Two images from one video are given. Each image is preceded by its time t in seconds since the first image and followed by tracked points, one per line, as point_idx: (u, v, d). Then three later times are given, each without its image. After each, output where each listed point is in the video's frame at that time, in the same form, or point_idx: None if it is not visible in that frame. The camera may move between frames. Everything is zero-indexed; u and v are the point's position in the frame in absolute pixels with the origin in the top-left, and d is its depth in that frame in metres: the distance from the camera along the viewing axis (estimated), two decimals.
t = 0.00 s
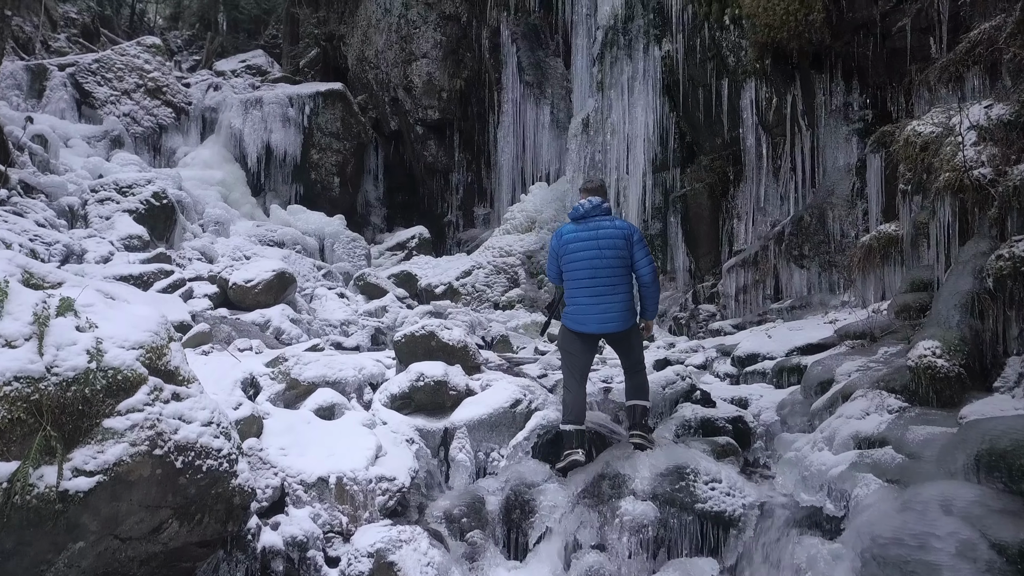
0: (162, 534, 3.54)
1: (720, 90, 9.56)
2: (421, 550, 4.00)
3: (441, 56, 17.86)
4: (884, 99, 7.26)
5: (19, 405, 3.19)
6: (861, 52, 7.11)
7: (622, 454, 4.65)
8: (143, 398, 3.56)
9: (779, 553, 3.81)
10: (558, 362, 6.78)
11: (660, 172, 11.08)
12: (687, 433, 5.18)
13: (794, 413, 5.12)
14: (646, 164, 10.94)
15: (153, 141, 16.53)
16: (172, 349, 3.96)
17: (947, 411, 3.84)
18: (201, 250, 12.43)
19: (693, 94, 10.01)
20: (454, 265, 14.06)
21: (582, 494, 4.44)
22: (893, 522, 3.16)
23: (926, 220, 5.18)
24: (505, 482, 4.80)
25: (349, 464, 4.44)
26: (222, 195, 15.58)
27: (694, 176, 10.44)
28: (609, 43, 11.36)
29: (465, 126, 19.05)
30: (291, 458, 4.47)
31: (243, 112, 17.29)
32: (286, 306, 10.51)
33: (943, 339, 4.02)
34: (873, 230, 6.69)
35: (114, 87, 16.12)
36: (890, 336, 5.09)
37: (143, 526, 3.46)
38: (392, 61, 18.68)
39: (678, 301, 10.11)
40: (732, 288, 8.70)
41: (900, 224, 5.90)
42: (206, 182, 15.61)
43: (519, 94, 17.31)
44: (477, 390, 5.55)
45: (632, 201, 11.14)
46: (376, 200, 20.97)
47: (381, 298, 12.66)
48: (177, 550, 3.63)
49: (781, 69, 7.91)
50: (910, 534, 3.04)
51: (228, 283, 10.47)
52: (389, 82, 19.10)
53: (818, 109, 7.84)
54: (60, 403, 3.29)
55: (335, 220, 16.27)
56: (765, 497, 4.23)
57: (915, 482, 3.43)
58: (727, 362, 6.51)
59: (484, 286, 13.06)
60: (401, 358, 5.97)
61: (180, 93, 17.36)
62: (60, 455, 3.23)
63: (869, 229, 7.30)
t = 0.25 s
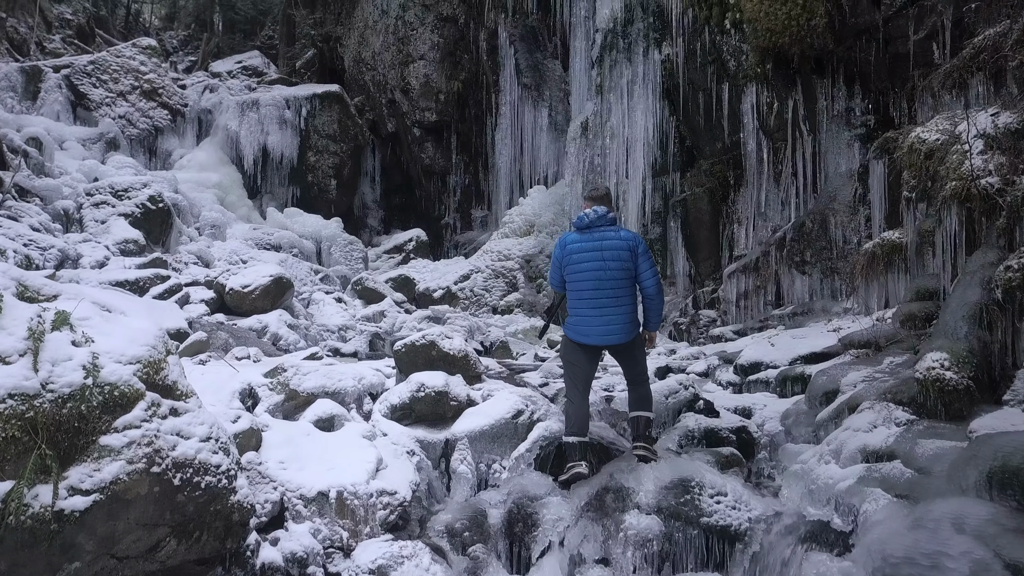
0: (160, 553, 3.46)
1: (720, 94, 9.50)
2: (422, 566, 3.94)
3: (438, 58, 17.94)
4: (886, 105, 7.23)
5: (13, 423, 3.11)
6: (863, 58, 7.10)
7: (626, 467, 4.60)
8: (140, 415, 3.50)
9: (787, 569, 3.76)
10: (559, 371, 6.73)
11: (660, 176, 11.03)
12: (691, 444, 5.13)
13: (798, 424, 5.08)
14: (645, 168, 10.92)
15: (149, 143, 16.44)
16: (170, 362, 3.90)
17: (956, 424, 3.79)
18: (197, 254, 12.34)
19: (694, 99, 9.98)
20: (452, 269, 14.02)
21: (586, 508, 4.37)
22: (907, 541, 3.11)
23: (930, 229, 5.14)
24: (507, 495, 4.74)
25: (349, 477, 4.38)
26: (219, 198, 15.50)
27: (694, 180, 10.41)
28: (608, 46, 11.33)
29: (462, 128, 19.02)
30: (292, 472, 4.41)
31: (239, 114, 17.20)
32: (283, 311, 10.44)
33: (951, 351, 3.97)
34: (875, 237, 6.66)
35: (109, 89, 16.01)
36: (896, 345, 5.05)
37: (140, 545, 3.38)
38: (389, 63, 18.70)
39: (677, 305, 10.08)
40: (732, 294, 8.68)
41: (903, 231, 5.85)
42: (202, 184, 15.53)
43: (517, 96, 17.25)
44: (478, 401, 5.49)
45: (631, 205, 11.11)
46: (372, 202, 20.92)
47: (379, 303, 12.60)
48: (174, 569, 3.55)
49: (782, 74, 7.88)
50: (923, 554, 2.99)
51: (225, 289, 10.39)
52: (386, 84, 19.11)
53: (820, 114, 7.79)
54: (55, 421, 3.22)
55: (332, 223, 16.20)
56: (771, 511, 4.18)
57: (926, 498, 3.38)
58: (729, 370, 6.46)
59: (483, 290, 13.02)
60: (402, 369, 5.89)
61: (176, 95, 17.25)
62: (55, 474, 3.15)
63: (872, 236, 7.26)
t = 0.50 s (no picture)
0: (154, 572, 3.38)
1: (717, 97, 9.43)
2: None
3: (432, 60, 17.95)
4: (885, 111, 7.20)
5: (4, 441, 3.03)
6: (862, 62, 7.08)
7: (627, 478, 4.52)
8: (134, 431, 3.41)
9: None
10: (557, 379, 6.67)
11: (657, 180, 11.03)
12: (691, 454, 5.08)
13: (800, 433, 5.02)
14: (642, 172, 10.88)
15: (142, 145, 16.30)
16: (165, 377, 3.81)
17: (961, 437, 3.74)
18: (190, 258, 12.23)
19: (691, 103, 9.95)
20: (447, 272, 13.95)
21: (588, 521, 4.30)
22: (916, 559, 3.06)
23: (932, 237, 5.11)
24: (507, 507, 4.67)
25: (347, 491, 4.29)
26: (212, 201, 15.39)
27: (691, 185, 10.39)
28: (605, 49, 11.27)
29: (457, 130, 18.96)
30: (289, 486, 4.32)
31: (232, 116, 17.07)
32: (278, 317, 10.34)
33: (956, 363, 3.93)
34: (875, 243, 6.63)
35: (101, 91, 15.86)
36: (898, 354, 5.00)
37: (134, 565, 3.29)
38: (384, 64, 18.69)
39: (674, 310, 10.05)
40: (731, 299, 8.65)
41: (904, 239, 5.81)
42: (195, 187, 15.41)
43: (512, 98, 17.03)
44: (476, 411, 5.42)
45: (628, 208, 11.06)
46: (366, 204, 20.84)
47: (374, 308, 12.52)
48: None
49: (781, 79, 7.86)
50: (931, 571, 2.95)
51: (218, 295, 10.30)
52: (381, 85, 19.10)
53: (819, 119, 7.76)
54: (46, 439, 3.15)
55: (326, 226, 16.11)
56: (774, 524, 4.13)
57: (934, 514, 3.33)
58: (728, 378, 6.41)
59: (478, 294, 12.96)
60: (400, 379, 5.81)
61: (169, 96, 17.10)
62: (47, 493, 3.09)
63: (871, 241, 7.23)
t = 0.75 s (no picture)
0: None
1: (715, 101, 9.38)
2: None
3: (427, 62, 17.77)
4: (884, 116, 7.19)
5: None
6: (862, 67, 7.07)
7: (628, 490, 4.46)
8: (129, 447, 3.34)
9: None
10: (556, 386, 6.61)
11: (654, 184, 11.01)
12: (693, 463, 5.02)
13: (803, 442, 4.98)
14: (639, 175, 10.86)
15: (134, 147, 16.14)
16: (160, 390, 3.73)
17: (968, 449, 3.71)
18: (183, 262, 12.10)
19: (688, 107, 9.92)
20: (442, 276, 13.87)
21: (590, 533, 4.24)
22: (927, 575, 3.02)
23: (935, 245, 5.09)
24: (507, 519, 4.61)
25: (345, 504, 4.19)
26: (205, 204, 15.26)
27: (689, 190, 10.37)
28: (602, 52, 11.21)
29: (452, 132, 18.90)
30: (286, 499, 4.23)
31: (225, 118, 16.94)
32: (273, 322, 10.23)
33: (962, 374, 3.89)
34: (875, 250, 6.61)
35: (92, 92, 15.68)
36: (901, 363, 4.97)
37: None
38: (378, 66, 18.62)
39: (671, 314, 10.01)
40: (728, 305, 8.63)
41: (905, 245, 5.79)
42: (187, 189, 15.27)
43: (507, 100, 16.96)
44: (476, 421, 5.36)
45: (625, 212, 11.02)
46: (360, 206, 20.74)
47: (369, 312, 12.43)
48: None
49: (779, 84, 7.85)
50: None
51: (213, 300, 10.18)
52: (375, 87, 19.02)
53: (818, 123, 7.74)
54: (39, 456, 3.06)
55: (320, 229, 16.00)
56: (779, 536, 4.08)
57: (943, 528, 3.30)
58: (728, 385, 6.37)
59: (474, 298, 12.90)
60: (398, 388, 5.74)
61: (161, 98, 16.93)
62: (40, 512, 2.99)
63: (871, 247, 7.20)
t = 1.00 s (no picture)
0: None
1: (713, 104, 9.37)
2: None
3: (422, 63, 17.74)
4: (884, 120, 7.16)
5: None
6: (862, 71, 7.04)
7: (631, 501, 4.39)
8: (125, 461, 3.26)
9: None
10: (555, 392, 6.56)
11: (651, 187, 10.99)
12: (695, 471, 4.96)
13: (806, 450, 4.93)
14: (637, 178, 10.83)
15: (126, 149, 16.00)
16: (156, 402, 3.65)
17: (976, 459, 3.66)
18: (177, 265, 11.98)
19: (686, 110, 9.90)
20: (438, 279, 13.80)
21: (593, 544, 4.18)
22: None
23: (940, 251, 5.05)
24: (508, 530, 4.54)
25: (344, 516, 4.09)
26: (199, 206, 15.15)
27: (686, 193, 10.35)
28: (599, 54, 11.18)
29: (447, 134, 18.83)
30: (285, 511, 4.10)
31: (219, 120, 16.83)
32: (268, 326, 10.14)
33: (968, 383, 3.85)
34: (875, 255, 6.58)
35: (85, 93, 15.54)
36: (903, 371, 4.97)
37: None
38: (373, 67, 18.55)
39: (669, 318, 9.97)
40: (727, 309, 8.60)
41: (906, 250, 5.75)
42: (181, 191, 15.16)
43: (502, 102, 16.91)
44: (475, 429, 5.30)
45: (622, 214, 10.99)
46: (355, 207, 20.65)
47: (365, 316, 12.34)
48: None
49: (778, 87, 7.84)
50: None
51: (207, 304, 10.08)
52: (369, 88, 18.95)
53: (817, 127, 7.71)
54: (32, 471, 2.99)
55: (314, 231, 15.90)
56: (784, 547, 4.03)
57: (952, 540, 3.25)
58: (729, 391, 6.32)
59: (471, 302, 12.85)
60: (397, 396, 5.68)
61: (154, 99, 16.80)
62: (33, 529, 2.91)
63: (871, 251, 7.18)
